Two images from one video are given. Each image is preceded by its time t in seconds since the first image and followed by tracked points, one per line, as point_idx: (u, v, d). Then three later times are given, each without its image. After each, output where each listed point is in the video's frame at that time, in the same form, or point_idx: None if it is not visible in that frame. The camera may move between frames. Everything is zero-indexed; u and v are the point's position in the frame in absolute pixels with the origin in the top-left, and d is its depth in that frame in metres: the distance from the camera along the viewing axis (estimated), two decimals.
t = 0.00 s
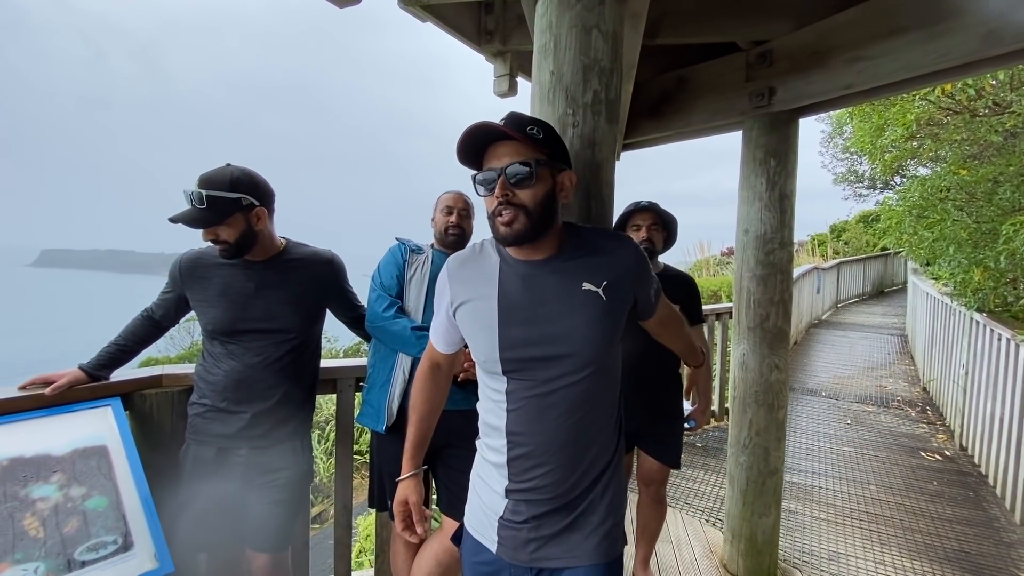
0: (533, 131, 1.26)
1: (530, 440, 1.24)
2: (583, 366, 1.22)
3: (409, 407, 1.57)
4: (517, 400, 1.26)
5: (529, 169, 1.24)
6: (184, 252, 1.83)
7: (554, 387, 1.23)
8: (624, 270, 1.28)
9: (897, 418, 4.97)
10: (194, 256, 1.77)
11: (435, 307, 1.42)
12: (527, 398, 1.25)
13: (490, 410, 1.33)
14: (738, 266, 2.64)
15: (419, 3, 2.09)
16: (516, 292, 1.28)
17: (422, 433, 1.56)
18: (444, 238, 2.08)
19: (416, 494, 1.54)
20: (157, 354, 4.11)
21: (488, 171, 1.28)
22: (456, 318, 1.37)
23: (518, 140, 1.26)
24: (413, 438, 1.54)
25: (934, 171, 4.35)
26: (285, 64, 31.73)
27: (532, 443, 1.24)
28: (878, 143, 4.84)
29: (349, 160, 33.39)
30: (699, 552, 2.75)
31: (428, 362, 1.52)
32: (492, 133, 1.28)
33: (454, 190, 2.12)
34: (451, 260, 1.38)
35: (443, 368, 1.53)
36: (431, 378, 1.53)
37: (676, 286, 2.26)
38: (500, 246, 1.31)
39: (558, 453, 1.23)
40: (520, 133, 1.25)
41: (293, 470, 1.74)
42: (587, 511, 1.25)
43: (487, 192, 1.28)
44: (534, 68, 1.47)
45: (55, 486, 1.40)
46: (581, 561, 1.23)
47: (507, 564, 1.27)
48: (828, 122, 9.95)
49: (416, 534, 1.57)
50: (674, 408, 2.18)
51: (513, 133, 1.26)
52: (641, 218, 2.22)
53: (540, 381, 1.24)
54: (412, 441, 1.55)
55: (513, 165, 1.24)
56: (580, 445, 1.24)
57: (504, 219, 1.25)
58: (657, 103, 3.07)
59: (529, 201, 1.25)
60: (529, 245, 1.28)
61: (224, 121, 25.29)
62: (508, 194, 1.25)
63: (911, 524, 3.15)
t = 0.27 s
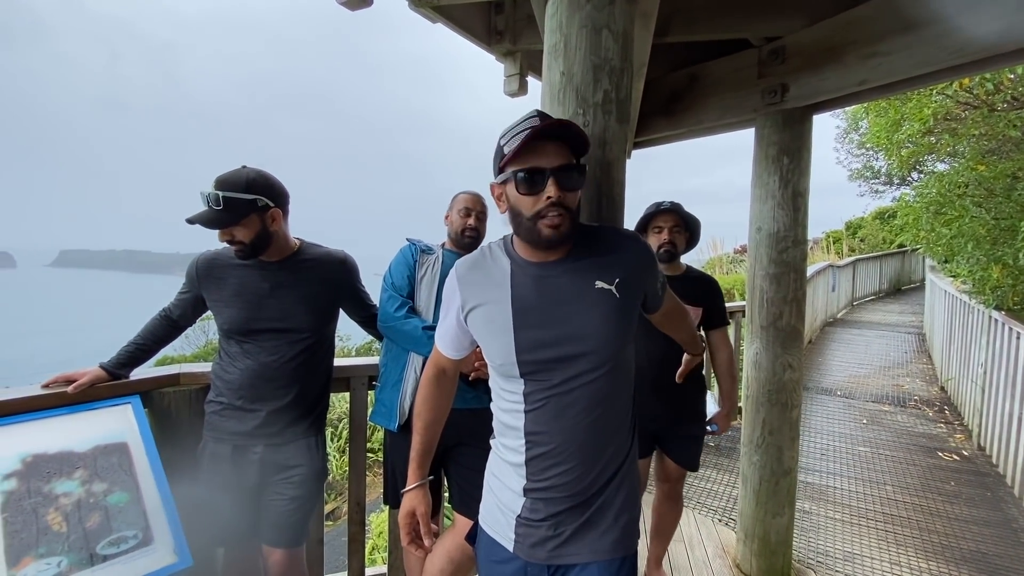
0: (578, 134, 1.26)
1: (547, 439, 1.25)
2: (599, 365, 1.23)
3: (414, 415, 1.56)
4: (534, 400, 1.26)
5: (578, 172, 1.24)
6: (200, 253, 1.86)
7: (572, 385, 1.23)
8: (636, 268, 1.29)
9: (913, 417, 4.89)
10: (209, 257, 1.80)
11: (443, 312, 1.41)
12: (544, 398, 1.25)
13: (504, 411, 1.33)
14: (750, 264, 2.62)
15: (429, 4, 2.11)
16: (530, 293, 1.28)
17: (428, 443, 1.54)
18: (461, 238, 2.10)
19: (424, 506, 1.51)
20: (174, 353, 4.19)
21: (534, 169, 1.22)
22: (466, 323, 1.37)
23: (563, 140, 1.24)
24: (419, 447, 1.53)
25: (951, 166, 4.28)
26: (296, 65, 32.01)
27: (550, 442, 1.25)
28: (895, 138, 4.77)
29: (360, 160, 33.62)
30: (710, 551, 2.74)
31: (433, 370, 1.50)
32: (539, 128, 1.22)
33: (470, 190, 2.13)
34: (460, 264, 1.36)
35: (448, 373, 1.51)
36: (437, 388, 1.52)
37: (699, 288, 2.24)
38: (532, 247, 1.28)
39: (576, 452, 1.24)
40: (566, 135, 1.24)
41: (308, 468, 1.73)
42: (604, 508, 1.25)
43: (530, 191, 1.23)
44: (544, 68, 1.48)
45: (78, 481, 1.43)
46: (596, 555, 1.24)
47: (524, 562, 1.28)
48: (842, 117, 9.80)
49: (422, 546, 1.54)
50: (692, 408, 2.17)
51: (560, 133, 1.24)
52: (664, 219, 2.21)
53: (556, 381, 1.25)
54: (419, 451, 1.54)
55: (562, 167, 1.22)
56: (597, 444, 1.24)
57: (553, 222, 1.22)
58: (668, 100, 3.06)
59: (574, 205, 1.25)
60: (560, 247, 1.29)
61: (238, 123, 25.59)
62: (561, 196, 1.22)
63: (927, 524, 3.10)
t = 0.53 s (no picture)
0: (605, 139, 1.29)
1: (556, 439, 1.26)
2: (608, 365, 1.23)
3: (417, 416, 1.56)
4: (543, 399, 1.27)
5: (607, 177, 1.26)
6: (210, 254, 1.88)
7: (581, 384, 1.24)
8: (642, 268, 1.30)
9: (925, 417, 4.84)
10: (218, 257, 1.82)
11: (449, 314, 1.42)
12: (553, 397, 1.26)
13: (513, 411, 1.34)
14: (758, 263, 2.61)
15: (434, 6, 2.12)
16: (538, 294, 1.28)
17: (431, 447, 1.55)
18: (469, 240, 2.10)
19: (428, 510, 1.51)
20: (184, 352, 4.24)
21: (569, 170, 1.21)
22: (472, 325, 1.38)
23: (592, 144, 1.25)
24: (423, 451, 1.53)
25: (962, 163, 4.22)
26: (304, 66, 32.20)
27: (559, 442, 1.26)
28: (905, 135, 4.73)
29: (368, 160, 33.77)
30: (718, 551, 2.73)
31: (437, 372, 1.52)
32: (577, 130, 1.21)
33: (479, 191, 2.14)
34: (466, 267, 1.37)
35: (451, 375, 1.52)
36: (441, 390, 1.53)
37: (718, 289, 2.20)
38: (554, 248, 1.27)
39: (585, 451, 1.24)
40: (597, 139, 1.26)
41: (315, 467, 1.74)
42: (613, 507, 1.26)
43: (565, 193, 1.22)
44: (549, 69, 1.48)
45: (91, 479, 1.46)
46: (605, 554, 1.24)
47: (534, 561, 1.28)
48: (852, 114, 9.71)
49: (428, 548, 1.51)
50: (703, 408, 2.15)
51: (591, 138, 1.25)
52: (682, 220, 2.17)
53: (565, 381, 1.25)
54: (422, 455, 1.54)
55: (594, 171, 1.24)
56: (606, 444, 1.25)
57: (585, 225, 1.24)
58: (674, 99, 3.05)
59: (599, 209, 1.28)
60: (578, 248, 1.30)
61: (247, 124, 25.80)
62: (593, 199, 1.24)
63: (939, 525, 3.07)
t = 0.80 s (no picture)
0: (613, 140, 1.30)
1: (558, 438, 1.26)
2: (610, 364, 1.23)
3: (416, 418, 1.57)
4: (545, 399, 1.27)
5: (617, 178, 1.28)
6: (208, 252, 1.88)
7: (582, 383, 1.24)
8: (642, 266, 1.30)
9: (929, 417, 4.81)
10: (217, 256, 1.82)
11: (449, 315, 1.42)
12: (555, 397, 1.26)
13: (514, 411, 1.34)
14: (759, 262, 2.60)
15: (434, 6, 2.12)
16: (540, 293, 1.28)
17: (431, 450, 1.55)
18: (470, 240, 2.10)
19: (428, 513, 1.52)
20: (188, 353, 4.26)
21: (587, 171, 1.22)
22: (473, 326, 1.38)
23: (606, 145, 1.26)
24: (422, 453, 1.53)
25: (966, 161, 4.20)
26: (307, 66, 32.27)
27: (561, 442, 1.26)
28: (908, 133, 4.70)
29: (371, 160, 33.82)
30: (719, 551, 2.73)
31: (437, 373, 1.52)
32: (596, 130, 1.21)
33: (480, 191, 2.13)
34: (466, 268, 1.37)
35: (450, 376, 1.52)
36: (441, 391, 1.53)
37: (729, 291, 2.18)
38: (565, 247, 1.28)
39: (587, 451, 1.24)
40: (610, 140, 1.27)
41: (315, 466, 1.75)
42: (615, 505, 1.26)
43: (583, 194, 1.22)
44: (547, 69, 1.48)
45: (94, 479, 1.47)
46: (608, 553, 1.24)
47: (536, 561, 1.28)
48: (856, 112, 9.66)
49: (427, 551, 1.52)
50: (705, 408, 2.14)
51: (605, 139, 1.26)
52: (698, 219, 2.12)
53: (567, 380, 1.25)
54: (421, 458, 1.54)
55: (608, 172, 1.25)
56: (608, 443, 1.25)
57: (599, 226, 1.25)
58: (675, 98, 3.04)
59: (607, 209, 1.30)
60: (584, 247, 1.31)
61: (250, 124, 25.87)
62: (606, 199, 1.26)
63: (942, 525, 3.06)
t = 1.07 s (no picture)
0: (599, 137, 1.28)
1: (557, 438, 1.26)
2: (607, 363, 1.24)
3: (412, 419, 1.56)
4: (543, 399, 1.27)
5: (602, 175, 1.25)
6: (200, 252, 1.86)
7: (581, 384, 1.24)
8: (639, 266, 1.31)
9: (926, 415, 4.82)
10: (211, 256, 1.81)
11: (445, 315, 1.42)
12: (553, 396, 1.26)
13: (512, 411, 1.34)
14: (755, 261, 2.61)
15: (430, 7, 2.12)
16: (537, 293, 1.29)
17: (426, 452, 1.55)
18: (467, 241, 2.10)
19: (424, 516, 1.53)
20: (187, 353, 4.26)
21: (562, 170, 1.22)
22: (470, 327, 1.38)
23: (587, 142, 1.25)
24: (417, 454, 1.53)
25: (963, 159, 4.22)
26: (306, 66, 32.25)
27: (560, 441, 1.26)
28: (905, 132, 4.72)
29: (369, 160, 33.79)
30: (717, 550, 2.73)
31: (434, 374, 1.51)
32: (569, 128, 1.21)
33: (478, 191, 2.12)
34: (464, 268, 1.37)
35: (446, 376, 1.52)
36: (437, 392, 1.53)
37: (736, 290, 2.11)
38: (551, 247, 1.27)
39: (586, 450, 1.25)
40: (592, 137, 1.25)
41: (311, 467, 1.76)
42: (614, 503, 1.27)
43: (559, 192, 1.21)
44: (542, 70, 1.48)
45: (90, 480, 1.47)
46: (606, 552, 1.25)
47: (535, 561, 1.28)
48: (854, 112, 9.68)
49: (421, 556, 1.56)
50: (714, 412, 2.06)
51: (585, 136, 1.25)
52: (704, 214, 2.04)
53: (565, 380, 1.26)
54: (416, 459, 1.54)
55: (589, 169, 1.23)
56: (607, 442, 1.25)
57: (580, 224, 1.23)
58: (671, 98, 3.05)
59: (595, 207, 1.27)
60: (577, 246, 1.30)
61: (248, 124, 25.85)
62: (588, 196, 1.23)
63: (939, 523, 3.06)
